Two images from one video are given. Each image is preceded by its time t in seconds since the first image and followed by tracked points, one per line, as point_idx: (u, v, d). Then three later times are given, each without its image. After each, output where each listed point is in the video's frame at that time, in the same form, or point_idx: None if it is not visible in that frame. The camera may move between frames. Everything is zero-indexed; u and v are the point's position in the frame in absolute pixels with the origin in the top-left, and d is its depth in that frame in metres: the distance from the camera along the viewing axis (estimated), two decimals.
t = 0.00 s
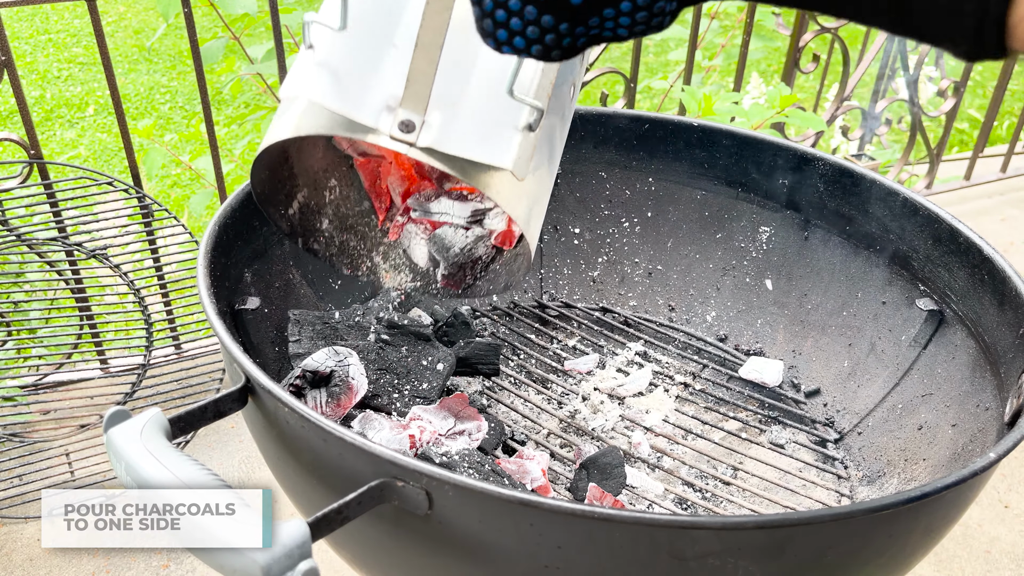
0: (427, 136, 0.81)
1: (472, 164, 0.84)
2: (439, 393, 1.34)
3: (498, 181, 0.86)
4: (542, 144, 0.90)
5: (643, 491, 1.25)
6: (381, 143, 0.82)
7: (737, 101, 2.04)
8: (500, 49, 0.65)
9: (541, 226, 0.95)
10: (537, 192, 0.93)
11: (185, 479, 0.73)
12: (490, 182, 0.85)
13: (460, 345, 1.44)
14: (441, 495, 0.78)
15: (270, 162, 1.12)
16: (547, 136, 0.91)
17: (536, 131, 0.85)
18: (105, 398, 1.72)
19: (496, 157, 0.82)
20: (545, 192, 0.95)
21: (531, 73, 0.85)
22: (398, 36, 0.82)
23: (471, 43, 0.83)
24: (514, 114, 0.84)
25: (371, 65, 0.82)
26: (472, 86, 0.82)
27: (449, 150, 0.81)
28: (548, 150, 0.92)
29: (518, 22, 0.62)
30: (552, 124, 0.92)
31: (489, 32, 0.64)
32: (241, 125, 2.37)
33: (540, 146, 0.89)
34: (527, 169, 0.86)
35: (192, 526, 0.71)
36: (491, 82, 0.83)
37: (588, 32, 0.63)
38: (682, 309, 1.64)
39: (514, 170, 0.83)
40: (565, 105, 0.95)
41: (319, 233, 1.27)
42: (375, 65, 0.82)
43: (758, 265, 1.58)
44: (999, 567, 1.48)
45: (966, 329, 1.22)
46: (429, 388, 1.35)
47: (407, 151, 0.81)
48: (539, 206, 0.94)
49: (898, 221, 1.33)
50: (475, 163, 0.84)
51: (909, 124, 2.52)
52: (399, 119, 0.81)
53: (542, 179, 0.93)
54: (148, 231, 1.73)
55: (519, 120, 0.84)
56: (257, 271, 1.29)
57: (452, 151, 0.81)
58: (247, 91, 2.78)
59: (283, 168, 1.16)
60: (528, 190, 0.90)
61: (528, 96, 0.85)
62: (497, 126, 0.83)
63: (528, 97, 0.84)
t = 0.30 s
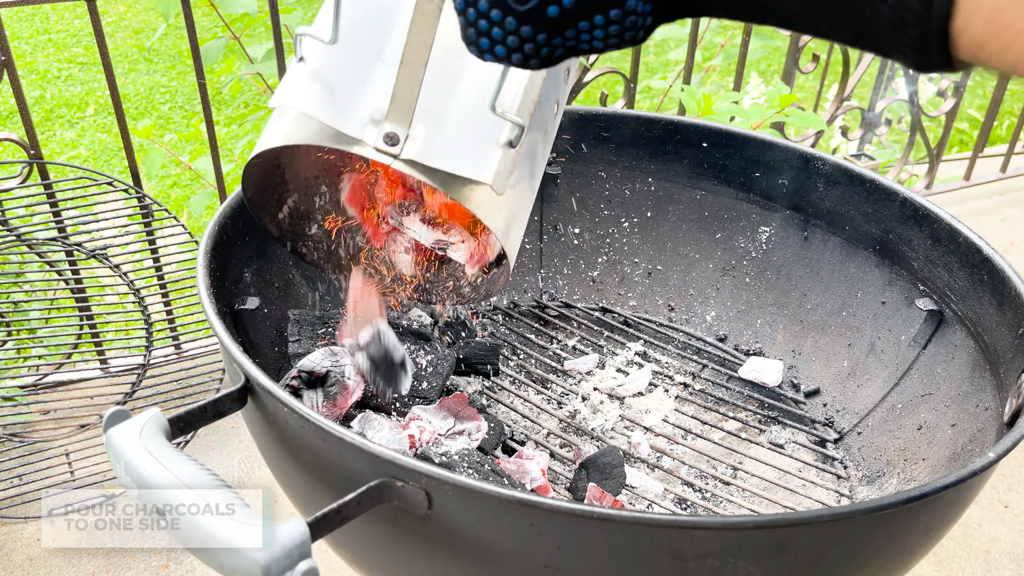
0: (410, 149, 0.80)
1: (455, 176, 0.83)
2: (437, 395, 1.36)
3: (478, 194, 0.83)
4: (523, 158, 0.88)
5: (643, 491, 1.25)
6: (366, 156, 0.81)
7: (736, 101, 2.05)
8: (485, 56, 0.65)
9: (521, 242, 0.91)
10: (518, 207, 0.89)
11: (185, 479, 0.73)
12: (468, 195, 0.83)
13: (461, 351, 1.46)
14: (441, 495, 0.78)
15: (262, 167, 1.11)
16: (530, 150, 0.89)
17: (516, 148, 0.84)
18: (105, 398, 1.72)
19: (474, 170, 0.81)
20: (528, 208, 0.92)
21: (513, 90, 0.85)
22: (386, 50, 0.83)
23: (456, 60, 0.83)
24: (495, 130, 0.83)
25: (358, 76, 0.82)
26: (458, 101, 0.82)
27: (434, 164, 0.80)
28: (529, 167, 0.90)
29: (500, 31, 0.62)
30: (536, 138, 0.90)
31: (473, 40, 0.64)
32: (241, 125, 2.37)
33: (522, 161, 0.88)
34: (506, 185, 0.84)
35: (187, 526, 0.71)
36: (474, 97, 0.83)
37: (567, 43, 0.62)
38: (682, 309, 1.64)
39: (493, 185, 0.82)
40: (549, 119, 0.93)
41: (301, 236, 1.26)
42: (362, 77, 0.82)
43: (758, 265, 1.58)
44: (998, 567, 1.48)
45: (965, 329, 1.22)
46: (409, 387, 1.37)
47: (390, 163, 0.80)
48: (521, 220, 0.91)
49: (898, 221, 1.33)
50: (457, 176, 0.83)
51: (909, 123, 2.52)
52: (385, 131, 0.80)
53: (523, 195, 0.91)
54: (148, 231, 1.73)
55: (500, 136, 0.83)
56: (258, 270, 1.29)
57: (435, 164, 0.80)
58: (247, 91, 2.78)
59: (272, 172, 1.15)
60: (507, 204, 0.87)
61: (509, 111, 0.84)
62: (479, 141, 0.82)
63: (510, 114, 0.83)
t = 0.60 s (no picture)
0: (389, 130, 0.83)
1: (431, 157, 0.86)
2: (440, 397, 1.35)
3: (452, 176, 0.88)
4: (501, 139, 0.90)
5: (643, 491, 1.25)
6: (345, 134, 0.84)
7: (736, 101, 2.05)
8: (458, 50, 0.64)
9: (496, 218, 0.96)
10: (491, 186, 0.93)
11: (186, 479, 0.73)
12: (444, 177, 0.87)
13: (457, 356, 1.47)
14: (441, 495, 0.78)
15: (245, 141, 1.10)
16: (509, 131, 0.91)
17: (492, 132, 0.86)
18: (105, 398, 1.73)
19: (446, 153, 0.84)
20: (503, 184, 0.95)
21: (492, 72, 0.85)
22: (370, 30, 0.84)
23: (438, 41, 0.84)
24: (470, 114, 0.85)
25: (340, 56, 0.84)
26: (437, 84, 0.84)
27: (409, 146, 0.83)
28: (507, 146, 0.92)
29: (471, 27, 0.61)
30: (514, 119, 0.91)
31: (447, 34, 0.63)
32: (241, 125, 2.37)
33: (500, 141, 0.89)
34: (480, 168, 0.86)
35: (186, 525, 0.71)
36: (453, 80, 0.84)
37: (535, 42, 0.62)
38: (682, 309, 1.64)
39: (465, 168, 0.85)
40: (530, 99, 0.92)
41: (282, 198, 1.27)
42: (344, 56, 0.84)
43: (758, 265, 1.58)
44: (998, 567, 1.48)
45: (965, 329, 1.22)
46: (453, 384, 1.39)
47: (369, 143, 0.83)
48: (494, 198, 0.95)
49: (898, 221, 1.33)
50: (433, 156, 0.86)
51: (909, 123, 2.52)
52: (363, 112, 0.83)
53: (500, 173, 0.94)
54: (148, 231, 1.73)
55: (475, 121, 0.85)
56: (258, 269, 1.29)
57: (411, 146, 0.83)
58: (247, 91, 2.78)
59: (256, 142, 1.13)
60: (480, 184, 0.91)
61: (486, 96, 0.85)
62: (454, 124, 0.84)
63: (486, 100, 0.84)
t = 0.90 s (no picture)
0: (402, 107, 0.85)
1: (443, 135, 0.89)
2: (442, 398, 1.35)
3: (465, 153, 0.90)
4: (512, 117, 0.93)
5: (643, 491, 1.25)
6: (359, 111, 0.87)
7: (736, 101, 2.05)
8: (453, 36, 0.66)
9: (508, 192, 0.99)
10: (505, 161, 0.96)
11: (185, 479, 0.73)
12: (456, 153, 0.90)
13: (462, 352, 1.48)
14: (441, 496, 0.78)
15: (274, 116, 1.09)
16: (521, 110, 0.93)
17: (501, 111, 0.88)
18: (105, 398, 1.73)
19: (458, 132, 0.85)
20: (514, 160, 0.98)
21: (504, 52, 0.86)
22: (386, 9, 0.85)
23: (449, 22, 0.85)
24: (480, 95, 0.86)
25: (357, 37, 0.85)
26: (449, 64, 0.85)
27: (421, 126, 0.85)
28: (519, 123, 0.95)
29: (465, 14, 0.63)
30: (526, 99, 0.93)
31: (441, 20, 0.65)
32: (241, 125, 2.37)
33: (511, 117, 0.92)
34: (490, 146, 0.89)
35: (186, 526, 0.71)
36: (464, 60, 0.85)
37: (526, 30, 0.64)
38: (682, 309, 1.64)
39: (475, 148, 0.87)
40: (544, 79, 0.94)
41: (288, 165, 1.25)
42: (361, 37, 0.85)
43: (758, 265, 1.58)
44: (999, 567, 1.48)
45: (966, 329, 1.22)
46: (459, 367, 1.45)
47: (382, 120, 0.85)
48: (508, 173, 0.98)
49: (898, 221, 1.33)
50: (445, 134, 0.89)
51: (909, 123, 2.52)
52: (378, 91, 0.85)
53: (512, 150, 0.97)
54: (148, 231, 1.73)
55: (485, 101, 0.86)
56: (257, 270, 1.29)
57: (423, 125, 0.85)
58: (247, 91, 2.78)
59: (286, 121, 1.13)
60: (493, 159, 0.94)
61: (496, 76, 0.86)
62: (466, 104, 0.86)
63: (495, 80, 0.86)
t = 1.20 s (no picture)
0: (391, 101, 0.85)
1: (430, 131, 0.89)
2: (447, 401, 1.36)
3: (452, 152, 0.91)
4: (501, 123, 0.94)
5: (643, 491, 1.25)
6: (347, 100, 0.86)
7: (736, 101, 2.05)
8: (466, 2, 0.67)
9: (490, 200, 0.99)
10: (489, 166, 0.97)
11: (185, 479, 0.73)
12: (443, 152, 0.90)
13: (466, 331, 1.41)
14: (441, 495, 0.78)
15: (280, 85, 1.16)
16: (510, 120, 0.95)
17: (490, 113, 0.89)
18: (105, 399, 1.73)
19: (445, 127, 0.86)
20: (500, 169, 0.99)
21: (497, 53, 0.88)
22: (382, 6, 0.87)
23: (445, 24, 0.88)
24: (471, 92, 0.87)
25: (354, 30, 0.86)
26: (440, 61, 0.87)
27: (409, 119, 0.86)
28: (506, 130, 0.96)
29: None
30: (514, 106, 0.94)
31: None
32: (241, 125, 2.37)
33: (499, 122, 0.93)
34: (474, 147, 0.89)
35: (186, 525, 0.71)
36: (457, 59, 0.87)
37: None
38: (682, 309, 1.64)
39: (460, 144, 0.87)
40: (533, 91, 0.97)
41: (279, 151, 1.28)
42: (357, 30, 0.86)
43: (758, 265, 1.58)
44: (999, 567, 1.48)
45: (966, 329, 1.22)
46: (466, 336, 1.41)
47: (369, 111, 0.86)
48: (490, 179, 0.98)
49: (898, 221, 1.33)
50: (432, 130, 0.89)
51: (909, 123, 2.52)
52: (368, 81, 0.85)
53: (498, 157, 0.98)
54: (148, 231, 1.73)
55: (474, 100, 0.87)
56: (256, 269, 1.29)
57: (412, 117, 0.86)
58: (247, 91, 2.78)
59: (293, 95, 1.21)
60: (477, 161, 0.94)
61: (487, 75, 0.88)
62: (456, 100, 0.86)
63: (487, 78, 0.87)
